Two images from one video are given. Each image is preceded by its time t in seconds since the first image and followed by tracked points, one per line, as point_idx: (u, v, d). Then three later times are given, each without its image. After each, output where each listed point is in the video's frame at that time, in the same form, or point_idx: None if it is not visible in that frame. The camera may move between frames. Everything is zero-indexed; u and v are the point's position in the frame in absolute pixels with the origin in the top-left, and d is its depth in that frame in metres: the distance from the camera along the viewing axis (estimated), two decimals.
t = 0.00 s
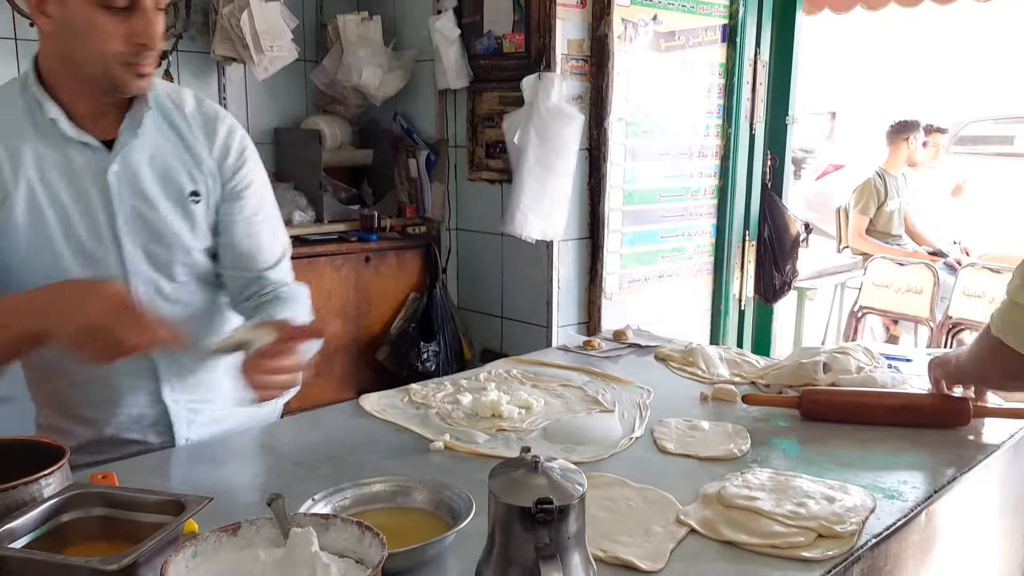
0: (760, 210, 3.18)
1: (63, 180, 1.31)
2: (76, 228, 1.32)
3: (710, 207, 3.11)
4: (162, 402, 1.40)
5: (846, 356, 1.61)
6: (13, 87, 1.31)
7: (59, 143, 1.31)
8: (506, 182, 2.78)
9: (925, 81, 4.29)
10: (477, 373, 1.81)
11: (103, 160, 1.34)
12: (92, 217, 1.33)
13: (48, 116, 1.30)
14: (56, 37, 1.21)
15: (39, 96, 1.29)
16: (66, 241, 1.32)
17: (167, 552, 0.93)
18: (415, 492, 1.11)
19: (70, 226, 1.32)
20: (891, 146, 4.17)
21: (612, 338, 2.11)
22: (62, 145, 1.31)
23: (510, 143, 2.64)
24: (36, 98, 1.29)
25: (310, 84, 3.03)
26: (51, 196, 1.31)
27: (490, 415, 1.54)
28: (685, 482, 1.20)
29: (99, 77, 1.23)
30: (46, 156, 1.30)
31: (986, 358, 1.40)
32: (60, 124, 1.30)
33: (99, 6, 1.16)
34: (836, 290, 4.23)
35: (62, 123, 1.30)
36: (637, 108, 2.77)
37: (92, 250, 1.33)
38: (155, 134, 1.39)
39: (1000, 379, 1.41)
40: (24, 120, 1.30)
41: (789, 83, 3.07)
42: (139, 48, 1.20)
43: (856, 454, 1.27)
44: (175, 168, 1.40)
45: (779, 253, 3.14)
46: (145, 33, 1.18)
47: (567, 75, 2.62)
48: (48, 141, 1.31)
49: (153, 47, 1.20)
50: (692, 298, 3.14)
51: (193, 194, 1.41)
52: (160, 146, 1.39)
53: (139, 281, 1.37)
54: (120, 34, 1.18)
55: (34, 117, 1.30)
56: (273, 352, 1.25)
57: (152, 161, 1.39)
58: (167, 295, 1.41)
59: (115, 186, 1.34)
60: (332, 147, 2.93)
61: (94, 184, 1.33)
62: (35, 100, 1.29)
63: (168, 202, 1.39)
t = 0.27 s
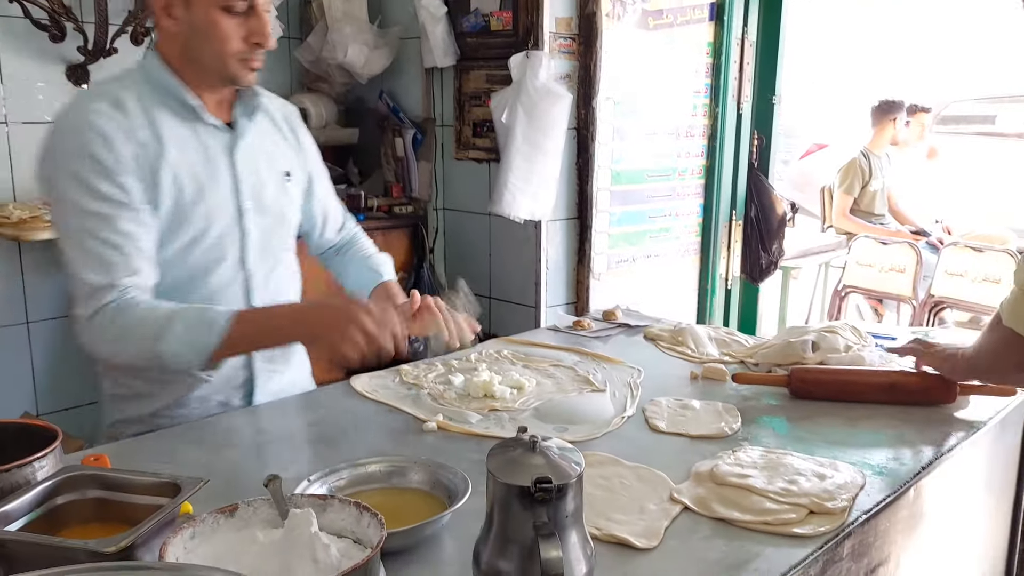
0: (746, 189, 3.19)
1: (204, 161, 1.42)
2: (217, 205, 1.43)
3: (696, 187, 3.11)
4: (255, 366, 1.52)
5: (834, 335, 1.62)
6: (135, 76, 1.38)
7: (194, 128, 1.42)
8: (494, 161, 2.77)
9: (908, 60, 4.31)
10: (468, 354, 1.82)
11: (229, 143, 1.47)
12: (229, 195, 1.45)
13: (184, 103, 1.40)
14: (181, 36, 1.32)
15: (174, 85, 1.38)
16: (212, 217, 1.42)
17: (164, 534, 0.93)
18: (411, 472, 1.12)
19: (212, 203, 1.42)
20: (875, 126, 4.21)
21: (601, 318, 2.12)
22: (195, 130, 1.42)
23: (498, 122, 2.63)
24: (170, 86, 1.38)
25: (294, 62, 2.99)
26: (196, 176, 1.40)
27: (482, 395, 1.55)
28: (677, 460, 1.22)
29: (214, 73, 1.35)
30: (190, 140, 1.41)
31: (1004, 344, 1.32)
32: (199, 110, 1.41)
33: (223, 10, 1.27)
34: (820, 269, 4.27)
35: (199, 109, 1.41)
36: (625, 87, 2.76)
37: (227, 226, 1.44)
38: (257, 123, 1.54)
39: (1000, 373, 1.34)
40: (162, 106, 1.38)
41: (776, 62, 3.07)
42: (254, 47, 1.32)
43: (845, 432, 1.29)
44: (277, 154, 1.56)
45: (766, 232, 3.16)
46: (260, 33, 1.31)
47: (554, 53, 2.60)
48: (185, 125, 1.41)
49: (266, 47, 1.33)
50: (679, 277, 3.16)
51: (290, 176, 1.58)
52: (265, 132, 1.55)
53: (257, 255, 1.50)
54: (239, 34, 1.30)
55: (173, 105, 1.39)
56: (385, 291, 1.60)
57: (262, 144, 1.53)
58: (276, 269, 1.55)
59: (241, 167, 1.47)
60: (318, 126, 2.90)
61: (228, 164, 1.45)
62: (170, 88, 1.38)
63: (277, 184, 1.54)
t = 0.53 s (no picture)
0: (732, 171, 3.20)
1: (289, 127, 1.57)
2: (292, 167, 1.58)
3: (682, 169, 3.12)
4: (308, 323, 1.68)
5: (820, 318, 1.64)
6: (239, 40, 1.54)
7: (285, 97, 1.57)
8: (479, 144, 2.75)
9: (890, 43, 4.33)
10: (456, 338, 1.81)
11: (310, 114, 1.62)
12: (303, 159, 1.60)
13: (280, 73, 1.56)
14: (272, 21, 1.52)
15: (273, 55, 1.53)
16: (286, 177, 1.57)
17: (158, 521, 0.93)
18: (403, 457, 1.12)
19: (287, 166, 1.57)
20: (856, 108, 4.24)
21: (588, 302, 2.13)
22: (286, 98, 1.57)
23: (483, 105, 2.61)
24: (270, 56, 1.54)
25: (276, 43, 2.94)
26: (280, 139, 1.55)
27: (472, 379, 1.56)
28: (667, 442, 1.23)
29: (302, 53, 1.53)
30: (280, 105, 1.55)
31: None
32: (290, 80, 1.56)
33: None
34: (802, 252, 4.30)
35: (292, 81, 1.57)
36: (610, 69, 2.75)
37: (298, 188, 1.59)
38: (334, 102, 1.70)
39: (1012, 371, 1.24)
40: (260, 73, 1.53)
41: (760, 44, 3.07)
42: (330, 31, 1.50)
43: (832, 413, 1.31)
44: (345, 132, 1.72)
45: (751, 215, 3.18)
46: (336, 20, 1.48)
47: (540, 35, 2.58)
48: (277, 92, 1.56)
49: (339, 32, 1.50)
50: (664, 260, 3.17)
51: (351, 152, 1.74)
52: (338, 112, 1.71)
53: (317, 220, 1.65)
54: (317, 20, 1.48)
55: (270, 73, 1.55)
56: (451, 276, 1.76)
57: (334, 121, 1.69)
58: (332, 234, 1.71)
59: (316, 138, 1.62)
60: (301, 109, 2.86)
61: (307, 133, 1.61)
62: (270, 59, 1.54)
63: (341, 158, 1.71)
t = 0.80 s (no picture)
0: (718, 158, 3.21)
1: (300, 109, 1.63)
2: (302, 150, 1.64)
3: (669, 157, 3.13)
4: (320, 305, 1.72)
5: (808, 306, 1.65)
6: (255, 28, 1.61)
7: (298, 83, 1.63)
8: (467, 132, 2.74)
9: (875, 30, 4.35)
10: (447, 328, 1.82)
11: (322, 98, 1.68)
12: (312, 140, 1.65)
13: (294, 60, 1.63)
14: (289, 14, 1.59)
15: (288, 42, 1.60)
16: (296, 158, 1.63)
17: (153, 514, 0.93)
18: (397, 447, 1.13)
19: (297, 148, 1.63)
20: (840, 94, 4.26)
21: (577, 290, 2.13)
22: (299, 83, 1.63)
23: (471, 93, 2.60)
24: (285, 44, 1.61)
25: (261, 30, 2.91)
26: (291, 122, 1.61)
27: (463, 368, 1.56)
28: (657, 431, 1.24)
29: (315, 42, 1.59)
30: (292, 90, 1.62)
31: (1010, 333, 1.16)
32: (302, 67, 1.63)
33: None
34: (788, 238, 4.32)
35: (305, 68, 1.64)
36: (598, 56, 2.74)
37: (307, 170, 1.65)
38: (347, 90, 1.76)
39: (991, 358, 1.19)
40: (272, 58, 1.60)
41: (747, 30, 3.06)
42: (340, 19, 1.56)
43: (820, 400, 1.33)
44: (358, 118, 1.78)
45: (737, 201, 3.18)
46: (347, 9, 1.54)
47: (527, 23, 2.57)
48: (290, 76, 1.62)
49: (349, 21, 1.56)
50: (652, 248, 3.18)
51: (364, 138, 1.79)
52: (352, 100, 1.76)
53: (327, 203, 1.71)
54: (327, 7, 1.55)
55: (284, 61, 1.62)
56: (479, 263, 1.77)
57: (347, 108, 1.75)
58: (343, 217, 1.76)
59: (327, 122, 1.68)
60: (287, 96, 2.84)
61: (318, 117, 1.67)
62: (284, 47, 1.61)
63: (353, 143, 1.76)
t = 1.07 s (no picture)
0: (709, 152, 3.22)
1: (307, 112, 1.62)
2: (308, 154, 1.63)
3: (661, 150, 3.13)
4: (322, 301, 1.73)
5: (802, 299, 1.66)
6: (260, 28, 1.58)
7: (304, 85, 1.62)
8: (459, 126, 2.73)
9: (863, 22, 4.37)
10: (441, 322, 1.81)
11: (327, 99, 1.67)
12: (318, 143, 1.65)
13: (300, 63, 1.60)
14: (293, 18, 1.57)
15: (295, 46, 1.58)
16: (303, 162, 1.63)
17: (154, 511, 0.93)
18: (396, 443, 1.13)
19: (304, 152, 1.62)
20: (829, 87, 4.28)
21: (571, 284, 2.14)
22: (305, 86, 1.62)
23: (463, 86, 2.59)
24: (292, 47, 1.58)
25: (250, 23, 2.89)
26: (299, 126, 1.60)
27: (459, 363, 1.56)
28: (655, 424, 1.25)
29: (320, 46, 1.57)
30: (300, 94, 1.60)
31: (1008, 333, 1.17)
32: (309, 70, 1.61)
33: None
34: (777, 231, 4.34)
35: (311, 71, 1.62)
36: (590, 48, 2.74)
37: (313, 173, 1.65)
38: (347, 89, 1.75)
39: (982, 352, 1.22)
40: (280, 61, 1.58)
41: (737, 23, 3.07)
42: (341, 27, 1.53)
43: (815, 393, 1.34)
44: (358, 117, 1.77)
45: (728, 194, 3.21)
46: (347, 17, 1.51)
47: (520, 16, 2.56)
48: (297, 79, 1.60)
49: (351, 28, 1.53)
50: (644, 241, 3.19)
51: (364, 136, 1.79)
52: (352, 99, 1.76)
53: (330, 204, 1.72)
54: (329, 15, 1.52)
55: (291, 64, 1.60)
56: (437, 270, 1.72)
57: (349, 107, 1.74)
58: (345, 217, 1.76)
59: (333, 125, 1.68)
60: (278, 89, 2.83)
61: (324, 120, 1.66)
62: (291, 50, 1.58)
63: (355, 143, 1.75)
